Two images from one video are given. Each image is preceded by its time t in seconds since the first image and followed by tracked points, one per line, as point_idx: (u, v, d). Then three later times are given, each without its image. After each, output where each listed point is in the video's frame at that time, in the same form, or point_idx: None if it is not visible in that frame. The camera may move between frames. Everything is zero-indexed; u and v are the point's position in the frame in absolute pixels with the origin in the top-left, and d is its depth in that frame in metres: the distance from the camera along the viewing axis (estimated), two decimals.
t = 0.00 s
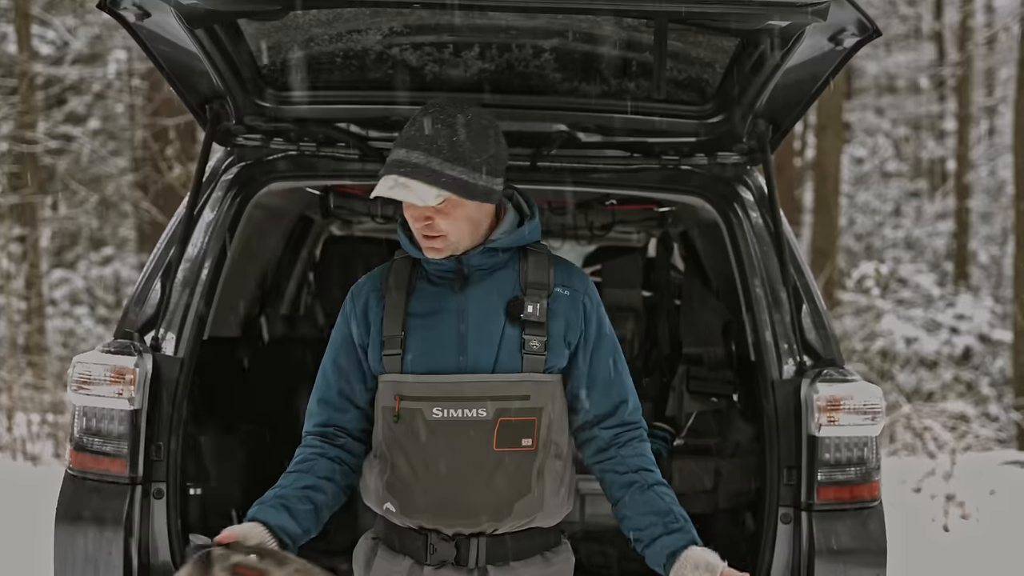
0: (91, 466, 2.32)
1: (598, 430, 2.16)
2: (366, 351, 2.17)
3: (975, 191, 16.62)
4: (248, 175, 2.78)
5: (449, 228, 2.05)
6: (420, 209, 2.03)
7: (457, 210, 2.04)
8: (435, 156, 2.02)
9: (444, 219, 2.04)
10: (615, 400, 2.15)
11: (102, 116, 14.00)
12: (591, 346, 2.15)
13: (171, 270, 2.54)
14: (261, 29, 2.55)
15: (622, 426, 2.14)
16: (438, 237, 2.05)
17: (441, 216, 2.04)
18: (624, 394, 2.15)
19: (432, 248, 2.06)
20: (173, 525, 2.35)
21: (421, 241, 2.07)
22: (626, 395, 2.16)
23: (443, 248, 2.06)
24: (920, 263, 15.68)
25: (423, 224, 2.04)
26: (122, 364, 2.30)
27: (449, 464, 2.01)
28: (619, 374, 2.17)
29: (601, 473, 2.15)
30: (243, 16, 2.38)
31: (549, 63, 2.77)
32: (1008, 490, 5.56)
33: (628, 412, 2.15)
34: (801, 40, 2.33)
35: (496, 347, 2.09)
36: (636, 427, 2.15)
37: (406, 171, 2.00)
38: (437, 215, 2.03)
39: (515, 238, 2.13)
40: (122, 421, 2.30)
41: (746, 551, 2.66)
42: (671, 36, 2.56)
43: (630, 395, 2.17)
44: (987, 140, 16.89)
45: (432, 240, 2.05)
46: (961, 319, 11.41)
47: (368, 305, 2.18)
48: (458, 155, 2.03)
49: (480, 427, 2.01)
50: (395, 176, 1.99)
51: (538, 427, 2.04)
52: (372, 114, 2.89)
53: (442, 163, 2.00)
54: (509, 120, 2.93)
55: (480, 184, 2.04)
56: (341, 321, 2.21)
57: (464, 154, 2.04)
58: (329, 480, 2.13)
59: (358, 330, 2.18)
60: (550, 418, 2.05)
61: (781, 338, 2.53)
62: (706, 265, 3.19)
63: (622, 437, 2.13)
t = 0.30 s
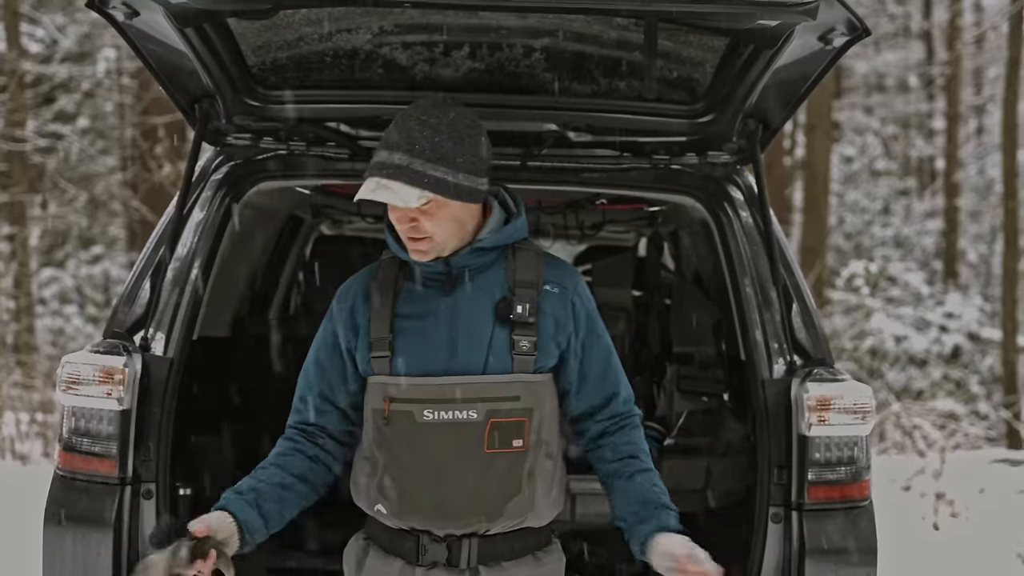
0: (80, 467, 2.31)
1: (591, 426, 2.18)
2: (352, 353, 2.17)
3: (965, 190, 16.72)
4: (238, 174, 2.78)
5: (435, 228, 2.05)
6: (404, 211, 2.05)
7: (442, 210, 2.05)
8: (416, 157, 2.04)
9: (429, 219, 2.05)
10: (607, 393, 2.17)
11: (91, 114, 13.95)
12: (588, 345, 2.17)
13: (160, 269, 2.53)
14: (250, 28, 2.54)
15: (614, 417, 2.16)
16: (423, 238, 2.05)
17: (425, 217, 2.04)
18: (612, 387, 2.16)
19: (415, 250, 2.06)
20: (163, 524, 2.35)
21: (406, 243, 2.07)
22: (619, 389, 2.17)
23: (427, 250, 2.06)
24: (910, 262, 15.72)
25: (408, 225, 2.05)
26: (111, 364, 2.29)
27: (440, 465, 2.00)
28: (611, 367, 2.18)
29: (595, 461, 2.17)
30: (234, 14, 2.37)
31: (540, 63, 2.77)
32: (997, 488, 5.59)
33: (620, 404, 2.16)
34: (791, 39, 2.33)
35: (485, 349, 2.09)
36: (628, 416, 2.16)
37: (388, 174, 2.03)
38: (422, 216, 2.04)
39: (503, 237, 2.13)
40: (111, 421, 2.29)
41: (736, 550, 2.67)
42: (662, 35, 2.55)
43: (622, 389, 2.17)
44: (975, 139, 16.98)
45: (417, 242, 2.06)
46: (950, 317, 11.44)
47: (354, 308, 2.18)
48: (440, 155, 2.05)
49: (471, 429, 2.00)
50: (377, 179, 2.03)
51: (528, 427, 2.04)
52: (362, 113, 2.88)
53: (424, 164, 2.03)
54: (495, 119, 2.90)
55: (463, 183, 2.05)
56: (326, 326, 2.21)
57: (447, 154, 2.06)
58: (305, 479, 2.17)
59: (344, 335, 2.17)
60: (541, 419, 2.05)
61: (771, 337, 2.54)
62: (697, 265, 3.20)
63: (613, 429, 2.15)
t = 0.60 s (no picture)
0: (78, 474, 2.30)
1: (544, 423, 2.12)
2: (347, 358, 2.16)
3: (964, 195, 16.76)
4: (237, 180, 2.81)
5: (449, 237, 2.05)
6: (420, 221, 2.03)
7: (456, 218, 2.06)
8: (433, 165, 2.02)
9: (445, 228, 2.05)
10: (580, 397, 2.09)
11: (91, 120, 13.96)
12: (564, 349, 2.12)
13: (158, 275, 2.54)
14: (248, 34, 2.53)
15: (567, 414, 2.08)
16: (436, 248, 2.05)
17: (441, 226, 2.04)
18: (568, 387, 2.09)
19: (429, 260, 2.06)
20: (161, 531, 2.34)
21: (418, 253, 2.05)
22: (598, 397, 2.10)
23: (442, 259, 2.06)
24: (909, 267, 15.72)
25: (424, 235, 2.04)
26: (109, 370, 2.28)
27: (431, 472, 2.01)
28: (587, 375, 2.10)
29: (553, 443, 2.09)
30: (232, 20, 2.37)
31: (537, 69, 2.76)
32: (996, 494, 5.59)
33: (588, 409, 2.08)
34: (790, 45, 2.33)
35: (474, 356, 2.06)
36: (590, 419, 2.07)
37: (408, 184, 2.00)
38: (438, 226, 2.04)
39: (495, 246, 2.13)
40: (109, 428, 2.28)
41: (733, 555, 2.67)
42: (661, 40, 2.55)
43: (582, 391, 2.09)
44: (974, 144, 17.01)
45: (431, 252, 2.05)
46: (949, 323, 11.45)
47: (350, 312, 2.16)
48: (454, 162, 2.04)
49: (464, 435, 2.00)
50: (399, 192, 1.99)
51: (520, 431, 2.04)
52: (358, 119, 2.88)
53: (442, 173, 2.01)
54: (492, 125, 2.91)
55: (474, 187, 2.07)
56: (319, 329, 2.21)
57: (459, 160, 2.05)
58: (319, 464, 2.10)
59: (340, 338, 2.16)
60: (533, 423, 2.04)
61: (769, 343, 2.53)
62: (695, 271, 3.19)
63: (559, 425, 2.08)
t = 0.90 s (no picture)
0: (78, 475, 2.30)
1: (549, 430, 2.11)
2: (349, 355, 2.15)
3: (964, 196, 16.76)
4: (237, 181, 2.81)
5: (458, 242, 2.03)
6: (429, 228, 2.01)
7: (464, 222, 2.04)
8: (439, 171, 2.01)
9: (453, 234, 2.03)
10: (583, 401, 2.09)
11: (91, 121, 13.97)
12: (564, 352, 2.12)
13: (158, 277, 2.54)
14: (246, 36, 2.54)
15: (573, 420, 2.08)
16: (445, 253, 2.03)
17: (450, 232, 2.02)
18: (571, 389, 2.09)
19: (437, 265, 2.04)
20: (160, 533, 2.34)
21: (425, 259, 2.03)
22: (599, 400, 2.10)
23: (448, 264, 2.04)
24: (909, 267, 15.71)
25: (432, 242, 2.01)
26: (109, 372, 2.28)
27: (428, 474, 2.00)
28: (586, 380, 2.11)
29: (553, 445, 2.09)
30: (231, 22, 2.37)
31: (537, 70, 2.77)
32: (997, 495, 5.58)
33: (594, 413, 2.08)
34: (788, 47, 2.33)
35: (475, 357, 2.07)
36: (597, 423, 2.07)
37: (416, 192, 1.99)
38: (447, 232, 2.02)
39: (498, 247, 2.13)
40: (109, 429, 2.28)
41: (733, 555, 2.66)
42: (660, 41, 2.55)
43: (583, 393, 2.09)
44: (974, 144, 17.04)
45: (439, 258, 2.03)
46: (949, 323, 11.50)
47: (352, 311, 2.15)
48: (458, 166, 2.04)
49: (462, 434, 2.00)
50: (408, 201, 1.99)
51: (519, 433, 2.03)
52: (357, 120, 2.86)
53: (449, 178, 2.01)
54: (490, 126, 2.93)
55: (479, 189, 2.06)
56: (320, 329, 2.19)
57: (462, 163, 2.05)
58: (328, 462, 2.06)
59: (341, 336, 2.15)
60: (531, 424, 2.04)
61: (769, 344, 2.53)
62: (695, 270, 3.20)
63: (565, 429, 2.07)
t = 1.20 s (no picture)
0: (79, 480, 2.31)
1: (586, 434, 2.11)
2: (352, 359, 2.15)
3: (965, 201, 16.77)
4: (237, 187, 2.81)
5: (465, 236, 2.07)
6: (436, 219, 2.05)
7: (470, 218, 2.09)
8: (447, 162, 2.05)
9: (460, 227, 2.07)
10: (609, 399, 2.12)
11: (92, 127, 14.00)
12: (577, 356, 2.15)
13: (159, 283, 2.54)
14: (248, 42, 2.55)
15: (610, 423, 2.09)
16: (452, 247, 2.06)
17: (456, 225, 2.06)
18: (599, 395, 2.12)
19: (445, 261, 2.07)
20: (161, 538, 2.34)
21: (432, 254, 2.06)
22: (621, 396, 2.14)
23: (456, 260, 2.07)
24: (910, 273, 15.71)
25: (439, 234, 2.05)
26: (109, 377, 2.29)
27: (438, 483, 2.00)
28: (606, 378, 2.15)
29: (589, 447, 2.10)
30: (232, 28, 2.38)
31: (537, 77, 2.78)
32: (998, 500, 5.58)
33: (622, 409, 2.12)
34: (788, 53, 2.33)
35: (483, 362, 2.08)
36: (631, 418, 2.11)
37: (424, 181, 2.02)
38: (453, 224, 2.06)
39: (506, 251, 2.14)
40: (110, 434, 2.29)
41: (733, 561, 2.66)
42: (659, 48, 2.56)
43: (612, 393, 2.13)
44: (975, 150, 17.07)
45: (447, 252, 2.06)
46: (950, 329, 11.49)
47: (356, 314, 2.16)
48: (466, 159, 2.08)
49: (470, 441, 2.00)
50: (417, 189, 2.02)
51: (526, 439, 2.03)
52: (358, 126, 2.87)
53: (457, 170, 2.05)
54: (496, 133, 2.91)
55: (485, 187, 2.10)
56: (323, 333, 2.19)
57: (470, 156, 2.09)
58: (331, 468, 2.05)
59: (345, 340, 2.15)
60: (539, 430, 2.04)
61: (769, 350, 2.54)
62: (696, 277, 3.20)
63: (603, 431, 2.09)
